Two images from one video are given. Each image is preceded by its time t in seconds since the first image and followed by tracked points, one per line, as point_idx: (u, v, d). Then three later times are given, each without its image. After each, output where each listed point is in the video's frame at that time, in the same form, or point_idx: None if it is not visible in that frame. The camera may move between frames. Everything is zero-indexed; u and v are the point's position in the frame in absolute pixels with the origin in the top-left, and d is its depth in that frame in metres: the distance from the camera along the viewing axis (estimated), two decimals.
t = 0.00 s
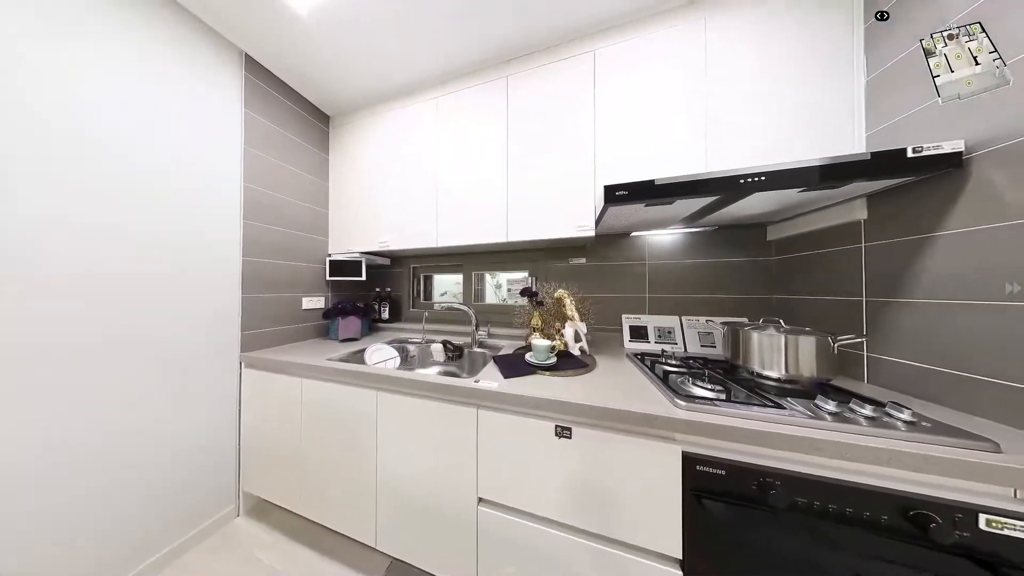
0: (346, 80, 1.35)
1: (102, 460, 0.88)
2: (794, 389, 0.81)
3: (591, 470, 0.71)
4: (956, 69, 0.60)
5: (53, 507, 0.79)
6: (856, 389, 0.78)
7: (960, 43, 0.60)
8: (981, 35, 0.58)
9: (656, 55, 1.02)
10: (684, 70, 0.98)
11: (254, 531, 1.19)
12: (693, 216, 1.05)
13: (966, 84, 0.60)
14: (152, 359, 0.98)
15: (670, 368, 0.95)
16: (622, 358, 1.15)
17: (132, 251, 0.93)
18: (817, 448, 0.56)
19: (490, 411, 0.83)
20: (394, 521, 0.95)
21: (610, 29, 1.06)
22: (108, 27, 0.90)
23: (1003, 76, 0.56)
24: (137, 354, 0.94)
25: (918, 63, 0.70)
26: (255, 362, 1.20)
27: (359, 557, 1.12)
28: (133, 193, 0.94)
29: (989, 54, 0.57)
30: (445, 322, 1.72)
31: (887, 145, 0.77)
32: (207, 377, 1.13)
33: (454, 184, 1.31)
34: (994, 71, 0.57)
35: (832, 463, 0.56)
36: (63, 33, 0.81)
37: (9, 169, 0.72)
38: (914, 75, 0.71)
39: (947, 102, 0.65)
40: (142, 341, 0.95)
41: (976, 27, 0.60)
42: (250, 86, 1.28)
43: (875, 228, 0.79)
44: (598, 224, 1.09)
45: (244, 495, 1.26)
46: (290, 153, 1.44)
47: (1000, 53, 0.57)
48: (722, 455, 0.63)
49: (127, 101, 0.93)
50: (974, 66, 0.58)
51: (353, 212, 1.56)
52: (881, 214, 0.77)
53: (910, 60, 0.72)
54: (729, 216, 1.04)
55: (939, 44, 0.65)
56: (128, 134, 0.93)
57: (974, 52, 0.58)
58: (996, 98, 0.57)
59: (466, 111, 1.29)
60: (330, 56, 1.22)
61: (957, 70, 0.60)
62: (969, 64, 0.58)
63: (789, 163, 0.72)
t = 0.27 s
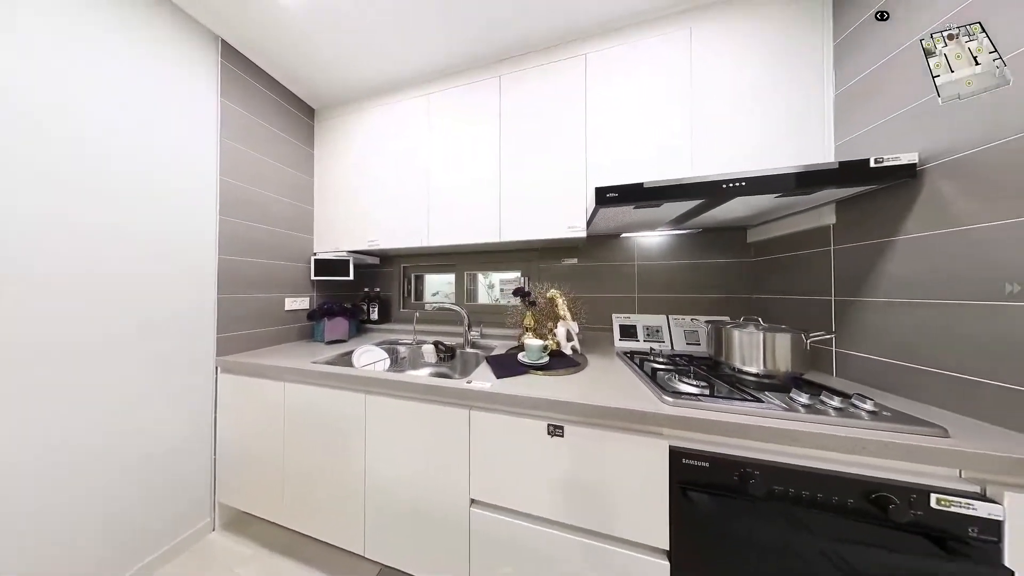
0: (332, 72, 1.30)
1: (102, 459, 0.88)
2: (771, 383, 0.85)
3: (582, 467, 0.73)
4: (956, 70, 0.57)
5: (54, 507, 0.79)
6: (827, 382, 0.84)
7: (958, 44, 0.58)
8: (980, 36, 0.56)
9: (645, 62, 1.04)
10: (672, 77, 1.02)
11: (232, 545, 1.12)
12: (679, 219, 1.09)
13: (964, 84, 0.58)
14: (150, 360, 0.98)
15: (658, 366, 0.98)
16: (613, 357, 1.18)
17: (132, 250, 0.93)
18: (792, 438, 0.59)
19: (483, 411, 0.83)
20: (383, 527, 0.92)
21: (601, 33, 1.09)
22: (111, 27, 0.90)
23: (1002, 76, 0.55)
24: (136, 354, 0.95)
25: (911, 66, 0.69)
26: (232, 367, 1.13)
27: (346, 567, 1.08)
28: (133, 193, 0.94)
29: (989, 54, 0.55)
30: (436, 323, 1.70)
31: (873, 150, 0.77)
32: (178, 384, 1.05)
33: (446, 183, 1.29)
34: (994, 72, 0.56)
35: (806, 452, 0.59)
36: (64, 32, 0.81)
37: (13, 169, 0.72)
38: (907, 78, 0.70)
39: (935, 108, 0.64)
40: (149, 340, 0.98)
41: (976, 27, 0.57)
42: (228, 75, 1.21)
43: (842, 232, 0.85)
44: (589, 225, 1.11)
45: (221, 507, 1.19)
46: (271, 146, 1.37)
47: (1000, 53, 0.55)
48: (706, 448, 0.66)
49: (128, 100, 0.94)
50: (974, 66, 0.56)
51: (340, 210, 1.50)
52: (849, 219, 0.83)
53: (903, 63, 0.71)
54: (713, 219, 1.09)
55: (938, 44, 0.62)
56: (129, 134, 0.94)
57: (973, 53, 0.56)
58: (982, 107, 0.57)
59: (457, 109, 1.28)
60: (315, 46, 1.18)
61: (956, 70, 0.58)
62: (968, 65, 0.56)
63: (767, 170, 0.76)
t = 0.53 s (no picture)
0: (318, 64, 1.26)
1: (102, 459, 0.89)
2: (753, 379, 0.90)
3: (575, 465, 0.73)
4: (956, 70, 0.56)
5: (53, 507, 0.80)
6: (804, 377, 0.89)
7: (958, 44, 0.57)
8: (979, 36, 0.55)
9: (637, 66, 1.07)
10: (661, 83, 1.05)
11: (208, 560, 1.06)
12: (667, 221, 1.13)
13: (963, 85, 0.57)
14: (132, 362, 0.95)
15: (648, 364, 1.01)
16: (604, 356, 1.20)
17: (132, 250, 0.94)
18: (772, 431, 0.62)
19: (475, 412, 0.82)
20: (373, 534, 0.90)
21: (595, 37, 1.10)
22: (112, 28, 0.91)
23: (1003, 76, 0.53)
24: (135, 353, 0.95)
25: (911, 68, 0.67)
26: (209, 371, 1.07)
27: None
28: (133, 193, 0.95)
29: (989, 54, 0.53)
30: (428, 323, 1.67)
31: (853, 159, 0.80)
32: (149, 390, 0.99)
33: (438, 181, 1.27)
34: (993, 72, 0.54)
35: (784, 444, 0.63)
36: (64, 33, 0.81)
37: (15, 169, 0.73)
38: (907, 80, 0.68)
39: (937, 110, 0.62)
40: (148, 340, 0.98)
41: (976, 27, 0.56)
42: (204, 62, 1.14)
43: (816, 235, 0.90)
44: (581, 226, 1.12)
45: (196, 521, 1.12)
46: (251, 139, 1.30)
47: (1001, 52, 0.54)
48: (693, 443, 0.68)
49: (127, 101, 0.95)
50: (974, 66, 0.54)
51: (327, 207, 1.45)
52: (821, 223, 0.88)
53: (902, 64, 0.69)
54: (698, 221, 1.13)
55: (937, 46, 0.61)
56: (129, 134, 0.94)
57: (973, 53, 0.55)
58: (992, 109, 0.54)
59: (450, 108, 1.26)
60: (300, 37, 1.13)
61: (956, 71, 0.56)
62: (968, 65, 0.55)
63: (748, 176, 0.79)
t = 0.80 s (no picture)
0: (301, 54, 1.20)
1: (97, 460, 0.88)
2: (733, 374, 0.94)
3: (566, 463, 0.74)
4: (955, 70, 0.54)
5: (49, 509, 0.79)
6: (779, 372, 0.94)
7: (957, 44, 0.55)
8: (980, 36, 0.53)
9: (626, 72, 1.09)
10: (649, 89, 1.08)
11: None
12: (654, 223, 1.16)
13: (964, 84, 0.55)
14: (93, 369, 0.87)
15: (636, 362, 1.04)
16: (595, 354, 1.22)
17: (132, 250, 0.95)
18: (751, 423, 0.66)
19: (466, 413, 0.81)
20: (360, 542, 0.87)
21: (586, 41, 1.12)
22: (110, 27, 0.90)
23: (1003, 76, 0.52)
24: (100, 359, 0.88)
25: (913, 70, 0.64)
26: (178, 378, 0.99)
27: None
28: (133, 193, 0.95)
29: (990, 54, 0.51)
30: (418, 324, 1.64)
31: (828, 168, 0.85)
32: (111, 399, 0.91)
33: (428, 179, 1.25)
34: (993, 72, 0.53)
35: (762, 435, 0.66)
36: (63, 32, 0.81)
37: (23, 171, 0.74)
38: (907, 82, 0.66)
39: (936, 114, 0.60)
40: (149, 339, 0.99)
41: (976, 27, 0.54)
42: (175, 46, 1.06)
43: (790, 238, 0.96)
44: (572, 227, 1.14)
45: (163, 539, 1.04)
46: (227, 130, 1.23)
47: (1000, 52, 0.52)
48: (678, 437, 0.70)
49: (128, 101, 0.95)
50: (974, 66, 0.52)
51: (311, 203, 1.39)
52: (794, 227, 0.94)
53: (903, 65, 0.66)
54: (683, 224, 1.18)
55: (937, 46, 0.59)
56: (129, 134, 0.95)
57: (975, 52, 0.53)
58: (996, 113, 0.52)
59: (441, 105, 1.24)
60: (282, 24, 1.08)
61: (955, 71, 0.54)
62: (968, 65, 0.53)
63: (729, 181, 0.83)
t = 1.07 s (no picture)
0: (284, 42, 1.15)
1: (90, 460, 0.88)
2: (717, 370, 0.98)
3: (559, 461, 0.75)
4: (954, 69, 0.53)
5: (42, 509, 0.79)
6: (758, 368, 0.99)
7: (959, 44, 0.54)
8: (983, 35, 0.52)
9: (617, 76, 1.12)
10: (639, 94, 1.11)
11: None
12: (643, 225, 1.20)
13: (963, 85, 0.53)
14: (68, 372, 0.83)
15: (626, 360, 1.07)
16: (586, 353, 1.24)
17: (133, 250, 0.96)
18: (733, 417, 0.69)
19: (459, 414, 0.80)
20: (347, 551, 0.84)
21: (578, 44, 1.14)
22: (111, 29, 0.91)
23: (1004, 76, 0.50)
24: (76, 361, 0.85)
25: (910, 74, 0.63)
26: (145, 385, 0.92)
27: None
28: (137, 193, 0.97)
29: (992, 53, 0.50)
30: (409, 325, 1.60)
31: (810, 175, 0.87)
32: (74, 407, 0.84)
33: (419, 177, 1.23)
34: (993, 72, 0.51)
35: (742, 428, 0.70)
36: (62, 33, 0.82)
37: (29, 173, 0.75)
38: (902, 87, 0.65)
39: (936, 117, 0.59)
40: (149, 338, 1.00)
41: (976, 27, 0.53)
42: (143, 26, 0.99)
43: (768, 241, 1.01)
44: (564, 228, 1.15)
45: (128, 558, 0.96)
46: (201, 120, 1.15)
47: (1003, 51, 0.51)
48: (667, 432, 0.73)
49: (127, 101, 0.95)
50: (974, 66, 0.51)
51: (295, 199, 1.33)
52: (772, 231, 1.00)
53: (899, 70, 0.65)
54: (670, 226, 1.22)
55: (937, 45, 0.58)
56: (130, 135, 0.96)
57: (976, 52, 0.52)
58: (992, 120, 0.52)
59: (433, 102, 1.22)
60: (263, 11, 1.03)
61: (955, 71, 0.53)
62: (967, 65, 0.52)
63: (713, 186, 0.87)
